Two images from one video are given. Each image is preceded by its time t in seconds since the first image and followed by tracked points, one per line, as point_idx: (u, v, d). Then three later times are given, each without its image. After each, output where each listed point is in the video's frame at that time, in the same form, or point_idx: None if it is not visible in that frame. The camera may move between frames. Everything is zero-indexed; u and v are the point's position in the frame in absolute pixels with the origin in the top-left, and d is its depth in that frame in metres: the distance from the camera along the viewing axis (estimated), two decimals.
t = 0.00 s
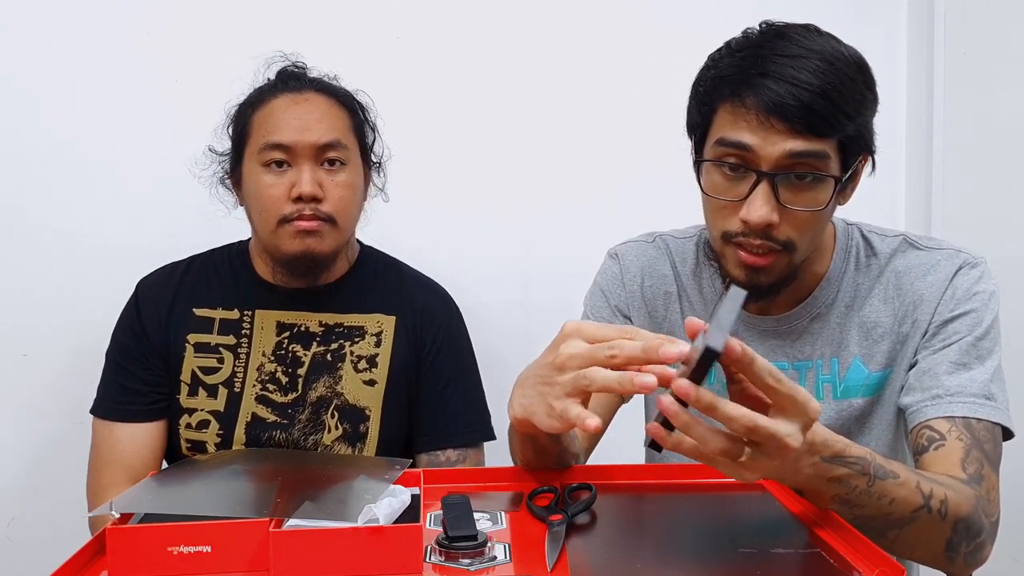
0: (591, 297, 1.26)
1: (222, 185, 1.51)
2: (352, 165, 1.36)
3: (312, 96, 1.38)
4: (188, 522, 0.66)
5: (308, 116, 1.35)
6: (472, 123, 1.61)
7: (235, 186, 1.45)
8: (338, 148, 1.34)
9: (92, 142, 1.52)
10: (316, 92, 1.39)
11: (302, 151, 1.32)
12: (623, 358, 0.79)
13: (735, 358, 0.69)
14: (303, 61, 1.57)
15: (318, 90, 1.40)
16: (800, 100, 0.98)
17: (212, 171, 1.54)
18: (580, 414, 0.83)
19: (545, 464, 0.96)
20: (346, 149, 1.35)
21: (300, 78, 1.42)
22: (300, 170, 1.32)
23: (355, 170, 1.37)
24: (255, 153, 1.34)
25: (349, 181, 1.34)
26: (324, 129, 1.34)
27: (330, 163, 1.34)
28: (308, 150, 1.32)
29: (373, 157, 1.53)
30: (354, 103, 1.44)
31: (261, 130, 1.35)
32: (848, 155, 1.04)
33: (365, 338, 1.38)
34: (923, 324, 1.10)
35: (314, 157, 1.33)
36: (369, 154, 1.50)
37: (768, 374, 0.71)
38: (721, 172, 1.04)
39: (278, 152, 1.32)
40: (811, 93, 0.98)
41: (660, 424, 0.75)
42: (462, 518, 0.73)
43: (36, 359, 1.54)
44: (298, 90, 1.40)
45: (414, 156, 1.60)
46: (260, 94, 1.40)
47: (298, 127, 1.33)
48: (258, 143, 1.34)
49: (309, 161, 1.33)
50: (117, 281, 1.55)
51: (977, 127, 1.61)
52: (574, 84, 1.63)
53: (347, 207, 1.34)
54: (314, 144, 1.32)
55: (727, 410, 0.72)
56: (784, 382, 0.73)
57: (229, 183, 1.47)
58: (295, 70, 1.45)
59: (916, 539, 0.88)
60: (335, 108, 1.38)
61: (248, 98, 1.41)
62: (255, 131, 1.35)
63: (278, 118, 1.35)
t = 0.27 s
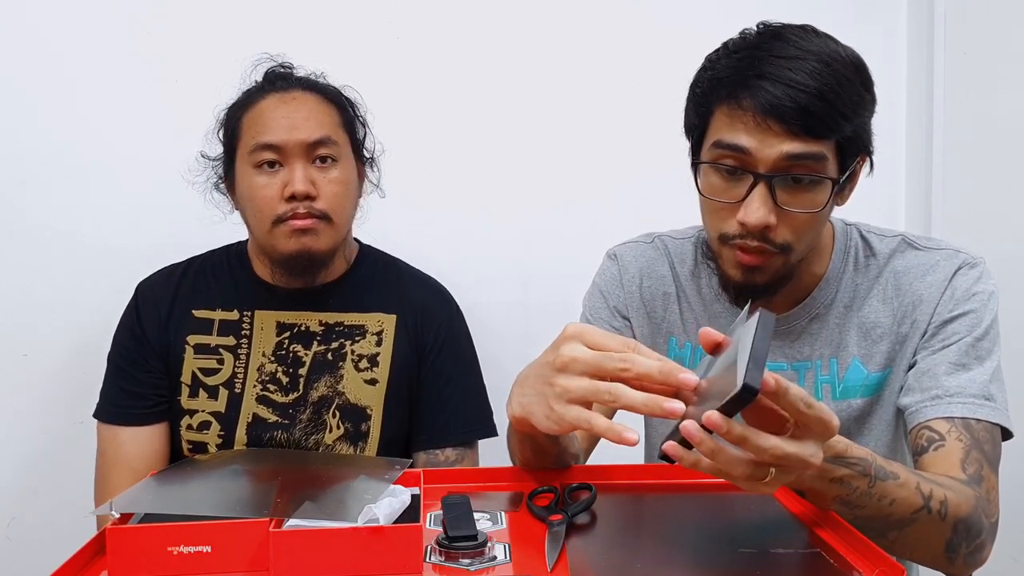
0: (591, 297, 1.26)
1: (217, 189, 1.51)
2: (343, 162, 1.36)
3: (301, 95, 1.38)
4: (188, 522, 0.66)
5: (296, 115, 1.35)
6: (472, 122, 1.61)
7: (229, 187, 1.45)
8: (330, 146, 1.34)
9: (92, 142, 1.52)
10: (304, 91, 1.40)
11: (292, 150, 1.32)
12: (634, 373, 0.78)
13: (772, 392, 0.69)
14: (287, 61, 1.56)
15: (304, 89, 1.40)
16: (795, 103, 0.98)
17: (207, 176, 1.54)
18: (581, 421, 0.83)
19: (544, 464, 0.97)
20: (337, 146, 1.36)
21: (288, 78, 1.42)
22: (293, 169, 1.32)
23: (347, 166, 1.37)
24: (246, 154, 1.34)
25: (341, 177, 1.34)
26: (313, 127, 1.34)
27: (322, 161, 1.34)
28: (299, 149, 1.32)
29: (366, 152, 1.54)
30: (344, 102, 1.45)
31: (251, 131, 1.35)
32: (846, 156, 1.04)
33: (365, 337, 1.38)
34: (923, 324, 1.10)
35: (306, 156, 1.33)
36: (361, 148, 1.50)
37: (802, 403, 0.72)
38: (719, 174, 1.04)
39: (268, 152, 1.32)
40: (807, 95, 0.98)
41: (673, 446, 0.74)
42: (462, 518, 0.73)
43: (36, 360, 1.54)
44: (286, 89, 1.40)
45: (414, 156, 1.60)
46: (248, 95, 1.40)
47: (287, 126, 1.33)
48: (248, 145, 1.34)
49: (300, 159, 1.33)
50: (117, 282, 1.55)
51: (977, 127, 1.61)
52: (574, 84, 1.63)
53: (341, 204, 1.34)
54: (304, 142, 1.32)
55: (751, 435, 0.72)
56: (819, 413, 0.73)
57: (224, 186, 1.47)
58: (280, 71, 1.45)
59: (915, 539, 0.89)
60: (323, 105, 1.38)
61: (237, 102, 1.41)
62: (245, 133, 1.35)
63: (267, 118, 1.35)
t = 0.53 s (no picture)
0: (591, 297, 1.26)
1: (215, 193, 1.51)
2: (349, 160, 1.37)
3: (305, 94, 1.39)
4: (188, 522, 0.66)
5: (305, 115, 1.35)
6: (472, 123, 1.61)
7: (230, 188, 1.45)
8: (337, 146, 1.35)
9: (92, 143, 1.52)
10: (307, 90, 1.40)
11: (305, 149, 1.32)
12: (634, 375, 0.78)
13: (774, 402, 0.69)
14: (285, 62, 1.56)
15: (309, 89, 1.40)
16: (798, 116, 0.97)
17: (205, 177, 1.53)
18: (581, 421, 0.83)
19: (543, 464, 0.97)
20: (344, 144, 1.37)
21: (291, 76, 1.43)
22: (305, 169, 1.32)
23: (353, 164, 1.38)
24: (256, 156, 1.34)
25: (350, 176, 1.35)
26: (323, 126, 1.34)
27: (332, 160, 1.35)
28: (311, 149, 1.33)
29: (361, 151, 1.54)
30: (343, 102, 1.45)
31: (259, 133, 1.35)
32: (847, 166, 1.03)
33: (367, 335, 1.38)
34: (923, 324, 1.10)
35: (317, 155, 1.33)
36: (359, 148, 1.51)
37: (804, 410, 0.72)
38: (719, 183, 1.04)
39: (281, 153, 1.33)
40: (809, 108, 0.98)
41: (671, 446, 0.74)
42: (462, 518, 0.73)
43: (36, 360, 1.54)
44: (291, 88, 1.40)
45: (414, 156, 1.60)
46: (253, 95, 1.39)
47: (298, 126, 1.33)
48: (258, 146, 1.34)
49: (313, 159, 1.33)
50: (117, 281, 1.55)
51: (977, 127, 1.61)
52: (574, 84, 1.63)
53: (353, 202, 1.35)
54: (315, 142, 1.32)
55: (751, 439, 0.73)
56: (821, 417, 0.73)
57: (222, 190, 1.47)
58: (276, 70, 1.45)
59: (915, 539, 0.89)
60: (326, 104, 1.38)
61: (237, 99, 1.41)
62: (252, 135, 1.35)
63: (276, 119, 1.35)
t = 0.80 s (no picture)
0: (591, 297, 1.27)
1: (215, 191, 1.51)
2: (350, 159, 1.37)
3: (306, 92, 1.39)
4: (188, 522, 0.66)
5: (306, 113, 1.35)
6: (472, 122, 1.61)
7: (230, 187, 1.45)
8: (339, 146, 1.35)
9: (92, 143, 1.52)
10: (308, 88, 1.40)
11: (307, 148, 1.32)
12: (633, 375, 0.78)
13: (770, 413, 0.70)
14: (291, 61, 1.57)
15: (309, 88, 1.40)
16: (795, 130, 0.97)
17: (204, 178, 1.53)
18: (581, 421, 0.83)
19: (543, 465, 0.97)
20: (345, 142, 1.37)
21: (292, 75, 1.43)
22: (307, 167, 1.32)
23: (353, 161, 1.38)
24: (258, 155, 1.33)
25: (351, 173, 1.36)
26: (324, 125, 1.34)
27: (334, 158, 1.35)
28: (312, 146, 1.33)
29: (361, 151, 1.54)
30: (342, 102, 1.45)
31: (260, 132, 1.34)
32: (846, 175, 1.03)
33: (367, 335, 1.38)
34: (924, 325, 1.10)
35: (319, 153, 1.33)
36: (359, 146, 1.51)
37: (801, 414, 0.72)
38: (716, 195, 1.04)
39: (283, 152, 1.32)
40: (806, 121, 0.97)
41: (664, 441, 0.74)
42: (461, 518, 0.73)
43: (36, 360, 1.54)
44: (292, 87, 1.40)
45: (414, 156, 1.60)
46: (254, 94, 1.39)
47: (299, 125, 1.33)
48: (260, 145, 1.34)
49: (314, 157, 1.33)
50: (117, 281, 1.55)
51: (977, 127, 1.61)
52: (574, 84, 1.63)
53: (354, 200, 1.35)
54: (317, 140, 1.32)
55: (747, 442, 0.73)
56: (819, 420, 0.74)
57: (223, 189, 1.47)
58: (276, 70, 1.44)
59: (915, 539, 0.89)
60: (326, 103, 1.39)
61: (238, 100, 1.41)
62: (253, 134, 1.35)
63: (277, 118, 1.34)
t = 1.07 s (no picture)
0: (592, 296, 1.26)
1: (217, 188, 1.51)
2: (350, 160, 1.37)
3: (308, 92, 1.39)
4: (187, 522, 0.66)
5: (307, 113, 1.35)
6: (472, 122, 1.61)
7: (231, 185, 1.45)
8: (339, 147, 1.35)
9: (92, 143, 1.52)
10: (309, 88, 1.40)
11: (306, 148, 1.32)
12: (627, 376, 0.77)
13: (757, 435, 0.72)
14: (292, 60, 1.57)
15: (312, 88, 1.40)
16: (795, 137, 0.97)
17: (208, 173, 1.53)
18: (580, 417, 0.83)
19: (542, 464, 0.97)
20: (346, 144, 1.37)
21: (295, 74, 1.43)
22: (305, 167, 1.32)
23: (354, 164, 1.38)
24: (257, 154, 1.34)
25: (351, 175, 1.36)
26: (325, 126, 1.34)
27: (333, 160, 1.35)
28: (311, 146, 1.32)
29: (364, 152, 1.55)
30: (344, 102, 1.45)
31: (260, 130, 1.35)
32: (846, 180, 1.03)
33: (367, 334, 1.38)
34: (925, 326, 1.09)
35: (318, 154, 1.33)
36: (361, 147, 1.52)
37: (795, 433, 0.73)
38: (717, 200, 1.04)
39: (282, 152, 1.32)
40: (806, 128, 0.97)
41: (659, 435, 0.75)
42: (461, 518, 0.73)
43: (36, 360, 1.54)
44: (295, 87, 1.40)
45: (414, 156, 1.60)
46: (256, 93, 1.39)
47: (299, 126, 1.33)
48: (259, 144, 1.34)
49: (314, 158, 1.33)
50: (117, 281, 1.55)
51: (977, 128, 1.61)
52: (574, 84, 1.63)
53: (353, 201, 1.35)
54: (316, 141, 1.32)
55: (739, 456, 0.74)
56: (815, 440, 0.75)
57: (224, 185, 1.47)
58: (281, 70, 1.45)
59: (915, 539, 0.89)
60: (330, 105, 1.39)
61: (241, 99, 1.41)
62: (253, 133, 1.35)
63: (278, 117, 1.35)
